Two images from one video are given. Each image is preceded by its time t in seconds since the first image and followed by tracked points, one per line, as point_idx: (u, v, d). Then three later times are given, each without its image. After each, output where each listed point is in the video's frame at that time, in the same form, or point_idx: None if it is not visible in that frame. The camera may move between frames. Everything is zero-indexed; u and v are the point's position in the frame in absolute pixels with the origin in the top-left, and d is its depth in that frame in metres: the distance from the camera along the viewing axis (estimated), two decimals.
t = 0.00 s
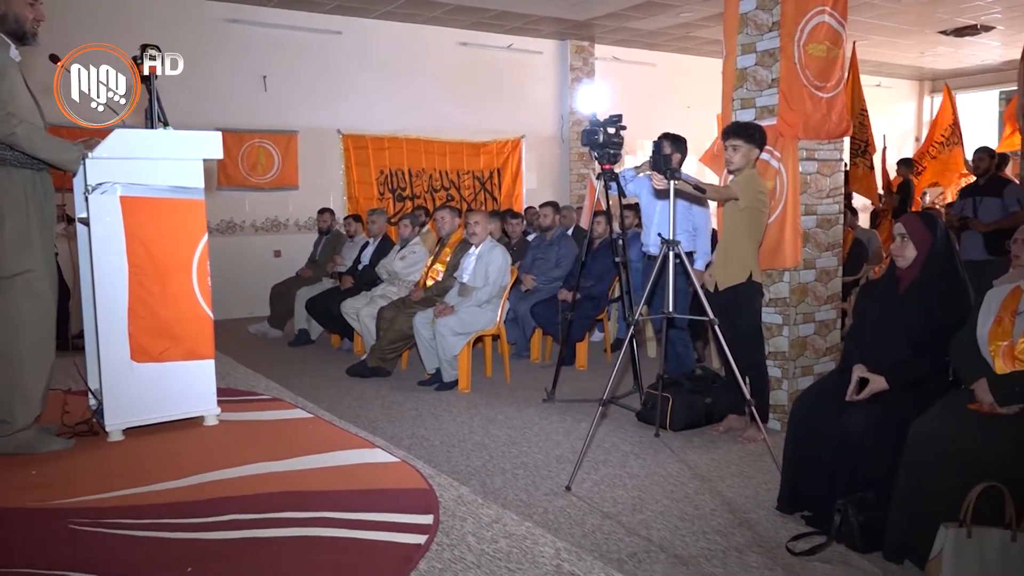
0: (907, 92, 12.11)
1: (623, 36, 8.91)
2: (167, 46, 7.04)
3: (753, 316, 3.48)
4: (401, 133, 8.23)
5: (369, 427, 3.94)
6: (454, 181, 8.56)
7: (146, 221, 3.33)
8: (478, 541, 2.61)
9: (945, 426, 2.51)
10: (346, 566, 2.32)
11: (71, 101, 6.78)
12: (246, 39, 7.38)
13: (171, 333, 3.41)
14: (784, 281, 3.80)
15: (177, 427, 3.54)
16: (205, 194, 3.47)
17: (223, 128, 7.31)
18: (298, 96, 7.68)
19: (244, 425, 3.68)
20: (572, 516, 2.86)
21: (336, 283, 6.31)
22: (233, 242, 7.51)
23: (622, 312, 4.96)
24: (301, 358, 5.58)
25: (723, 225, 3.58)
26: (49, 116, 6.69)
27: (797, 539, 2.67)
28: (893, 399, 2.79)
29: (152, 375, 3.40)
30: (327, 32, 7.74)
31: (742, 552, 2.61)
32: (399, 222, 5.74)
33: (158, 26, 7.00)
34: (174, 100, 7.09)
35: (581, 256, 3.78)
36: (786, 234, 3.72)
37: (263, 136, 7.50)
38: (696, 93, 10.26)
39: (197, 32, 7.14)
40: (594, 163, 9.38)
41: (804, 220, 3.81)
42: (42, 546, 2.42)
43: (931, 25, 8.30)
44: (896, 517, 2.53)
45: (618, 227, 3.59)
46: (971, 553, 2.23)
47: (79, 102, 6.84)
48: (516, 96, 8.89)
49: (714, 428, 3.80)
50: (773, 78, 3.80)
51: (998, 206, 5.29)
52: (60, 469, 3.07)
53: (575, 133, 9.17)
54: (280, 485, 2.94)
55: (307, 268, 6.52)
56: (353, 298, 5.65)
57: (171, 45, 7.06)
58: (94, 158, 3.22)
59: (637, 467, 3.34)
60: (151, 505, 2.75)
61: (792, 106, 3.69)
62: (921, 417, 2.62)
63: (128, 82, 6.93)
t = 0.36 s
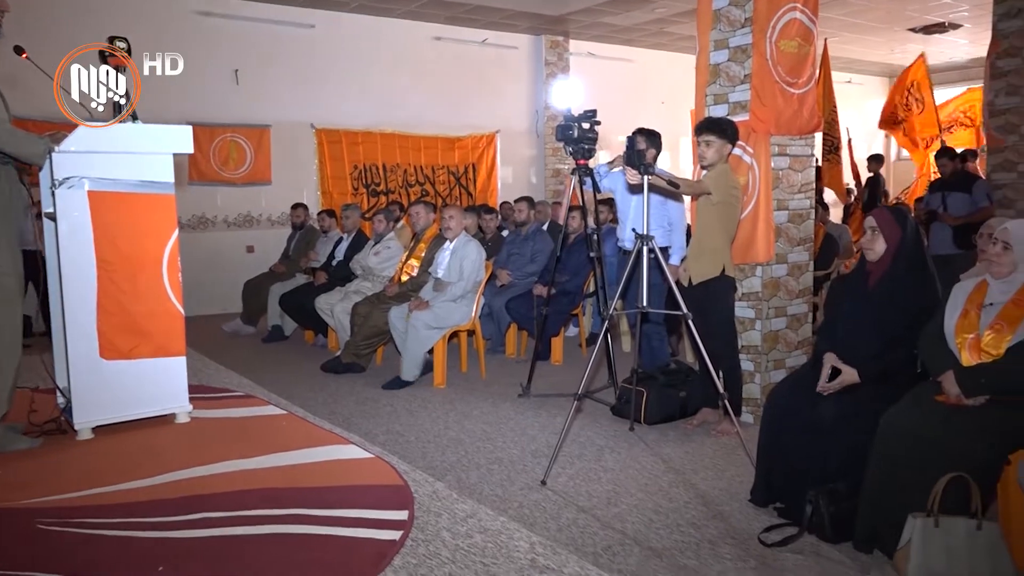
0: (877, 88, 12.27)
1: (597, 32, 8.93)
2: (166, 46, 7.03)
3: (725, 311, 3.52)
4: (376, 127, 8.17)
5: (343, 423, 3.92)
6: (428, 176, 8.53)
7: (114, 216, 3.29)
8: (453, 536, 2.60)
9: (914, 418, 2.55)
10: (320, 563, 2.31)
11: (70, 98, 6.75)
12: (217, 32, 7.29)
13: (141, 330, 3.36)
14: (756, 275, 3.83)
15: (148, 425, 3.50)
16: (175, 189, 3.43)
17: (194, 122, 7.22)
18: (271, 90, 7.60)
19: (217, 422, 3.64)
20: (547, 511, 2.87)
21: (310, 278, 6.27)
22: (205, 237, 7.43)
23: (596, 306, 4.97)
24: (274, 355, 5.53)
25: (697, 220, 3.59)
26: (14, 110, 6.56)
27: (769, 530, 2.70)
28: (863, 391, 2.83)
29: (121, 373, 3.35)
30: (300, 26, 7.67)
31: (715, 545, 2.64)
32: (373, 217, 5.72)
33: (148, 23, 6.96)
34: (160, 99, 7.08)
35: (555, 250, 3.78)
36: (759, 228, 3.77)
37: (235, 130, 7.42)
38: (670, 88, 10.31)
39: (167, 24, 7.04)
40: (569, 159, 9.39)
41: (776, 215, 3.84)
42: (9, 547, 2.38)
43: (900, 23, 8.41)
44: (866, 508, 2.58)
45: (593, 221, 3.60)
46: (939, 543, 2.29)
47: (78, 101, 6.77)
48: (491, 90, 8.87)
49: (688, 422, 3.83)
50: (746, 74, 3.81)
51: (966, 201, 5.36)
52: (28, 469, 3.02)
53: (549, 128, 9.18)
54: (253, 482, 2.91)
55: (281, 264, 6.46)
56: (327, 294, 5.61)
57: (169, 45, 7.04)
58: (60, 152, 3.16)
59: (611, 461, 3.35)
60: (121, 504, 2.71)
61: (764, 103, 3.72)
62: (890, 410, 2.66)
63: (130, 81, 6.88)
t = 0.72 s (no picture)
0: (843, 86, 12.43)
1: (568, 28, 8.95)
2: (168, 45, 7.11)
3: (695, 306, 3.55)
4: (346, 123, 8.12)
5: (314, 421, 3.89)
6: (400, 172, 8.49)
7: (77, 213, 3.23)
8: (424, 533, 2.60)
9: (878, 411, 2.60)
10: (289, 562, 2.30)
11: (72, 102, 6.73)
12: (183, 26, 7.17)
13: (105, 329, 3.31)
14: (725, 271, 3.87)
15: (113, 425, 3.44)
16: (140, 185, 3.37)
17: (160, 117, 7.11)
18: (239, 85, 7.50)
19: (184, 421, 3.59)
20: (519, 507, 2.87)
21: (280, 275, 6.21)
22: (171, 234, 7.33)
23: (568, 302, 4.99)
24: (243, 353, 5.47)
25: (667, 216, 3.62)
26: None
27: (738, 523, 2.72)
28: (830, 384, 2.88)
29: (85, 373, 3.30)
30: (268, 20, 7.58)
31: (685, 538, 2.66)
32: (344, 213, 5.66)
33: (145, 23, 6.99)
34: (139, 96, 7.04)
35: (527, 247, 3.79)
36: (728, 225, 3.80)
37: (202, 125, 7.31)
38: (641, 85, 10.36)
39: (132, 17, 6.92)
40: (540, 155, 9.40)
41: (745, 211, 3.88)
42: None
43: (866, 21, 8.54)
44: (833, 500, 2.62)
45: (564, 218, 3.61)
46: (904, 532, 2.33)
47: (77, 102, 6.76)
48: (462, 86, 8.84)
49: (658, 416, 3.86)
50: (715, 70, 3.84)
51: (930, 197, 5.46)
52: None
53: (521, 124, 9.17)
54: (221, 482, 2.88)
55: (249, 261, 6.39)
56: (297, 291, 5.56)
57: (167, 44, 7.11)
58: (21, 147, 3.08)
59: (583, 456, 3.37)
60: (86, 505, 2.67)
61: (733, 100, 3.76)
62: (856, 402, 2.71)
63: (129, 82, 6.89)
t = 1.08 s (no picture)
0: (813, 86, 12.59)
1: (541, 26, 8.96)
2: (167, 45, 7.14)
3: (667, 302, 3.57)
4: (318, 120, 8.05)
5: (286, 421, 3.85)
6: (372, 170, 8.45)
7: (40, 211, 3.17)
8: (397, 532, 2.59)
9: (846, 406, 2.63)
10: (260, 564, 2.28)
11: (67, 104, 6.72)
12: (151, 21, 7.07)
13: (71, 329, 3.26)
14: (697, 268, 3.90)
15: (79, 427, 3.38)
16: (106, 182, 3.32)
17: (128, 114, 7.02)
18: (209, 81, 7.41)
19: (153, 422, 3.54)
20: (492, 504, 2.87)
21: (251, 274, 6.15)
22: (140, 233, 7.24)
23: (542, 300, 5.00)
24: (214, 352, 5.41)
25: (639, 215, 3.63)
26: None
27: (710, 518, 2.75)
28: (798, 380, 2.91)
29: (51, 374, 3.24)
30: (238, 16, 7.49)
31: (658, 534, 2.68)
32: (316, 211, 5.54)
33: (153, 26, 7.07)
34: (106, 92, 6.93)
35: (500, 245, 3.78)
36: (700, 222, 3.83)
37: (171, 121, 7.22)
38: (613, 83, 10.40)
39: (98, 12, 6.81)
40: (513, 153, 9.41)
41: (716, 209, 3.91)
42: None
43: (834, 21, 8.64)
44: (803, 494, 2.65)
45: (537, 215, 3.61)
46: (872, 525, 2.37)
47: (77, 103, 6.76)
48: (436, 84, 8.82)
49: (632, 413, 3.88)
50: (686, 69, 3.87)
51: (897, 196, 5.55)
52: None
53: (494, 122, 9.17)
54: (191, 483, 2.84)
55: (220, 260, 6.32)
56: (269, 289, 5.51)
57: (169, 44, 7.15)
58: None
59: (557, 453, 3.38)
60: (52, 508, 2.62)
61: (704, 98, 3.79)
62: (824, 397, 2.74)
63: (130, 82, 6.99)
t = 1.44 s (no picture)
0: (784, 82, 12.70)
1: (514, 21, 8.94)
2: (168, 45, 7.20)
3: (641, 297, 3.59)
4: (290, 114, 7.98)
5: (258, 418, 3.82)
6: (345, 165, 8.40)
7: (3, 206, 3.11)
8: (371, 529, 2.58)
9: (817, 400, 2.67)
10: (232, 562, 2.25)
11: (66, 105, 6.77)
12: (118, 14, 6.95)
13: (36, 326, 3.21)
14: (670, 263, 3.92)
15: (45, 427, 3.32)
16: (71, 178, 3.27)
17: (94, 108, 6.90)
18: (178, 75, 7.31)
19: (123, 421, 3.49)
20: (467, 500, 2.87)
21: (222, 271, 6.09)
22: (108, 228, 7.14)
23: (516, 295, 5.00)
24: (185, 350, 5.35)
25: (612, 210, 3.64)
26: None
27: (683, 511, 2.77)
28: (769, 374, 2.94)
29: (15, 373, 3.18)
30: (207, 9, 7.39)
31: (632, 527, 2.69)
32: (288, 206, 5.47)
33: (154, 26, 7.13)
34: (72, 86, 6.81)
35: (474, 240, 3.78)
36: (672, 217, 3.85)
37: (139, 116, 7.12)
38: (586, 78, 10.42)
39: (63, 4, 6.69)
40: (487, 148, 9.39)
41: (689, 204, 3.94)
42: None
43: (804, 18, 8.73)
44: (775, 486, 2.69)
45: (511, 210, 3.62)
46: (842, 516, 2.41)
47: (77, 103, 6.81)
48: (409, 79, 8.78)
49: (606, 407, 3.90)
50: (659, 65, 3.88)
51: (867, 191, 5.64)
52: None
53: (467, 117, 9.14)
54: (162, 482, 2.81)
55: (190, 256, 6.25)
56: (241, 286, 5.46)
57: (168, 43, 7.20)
58: None
59: (531, 448, 3.38)
60: (19, 509, 2.58)
61: (677, 94, 3.81)
62: (795, 391, 2.77)
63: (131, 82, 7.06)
